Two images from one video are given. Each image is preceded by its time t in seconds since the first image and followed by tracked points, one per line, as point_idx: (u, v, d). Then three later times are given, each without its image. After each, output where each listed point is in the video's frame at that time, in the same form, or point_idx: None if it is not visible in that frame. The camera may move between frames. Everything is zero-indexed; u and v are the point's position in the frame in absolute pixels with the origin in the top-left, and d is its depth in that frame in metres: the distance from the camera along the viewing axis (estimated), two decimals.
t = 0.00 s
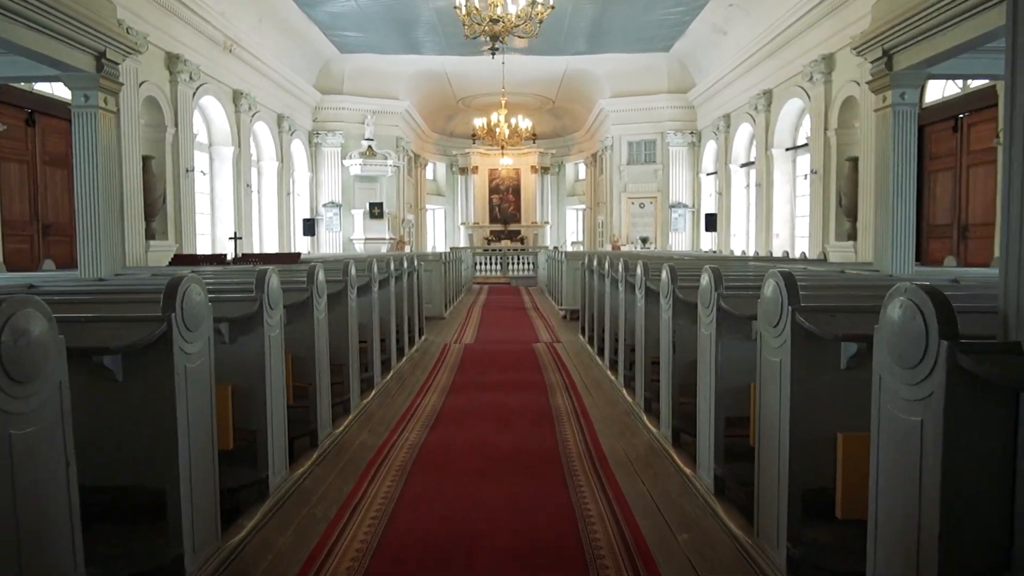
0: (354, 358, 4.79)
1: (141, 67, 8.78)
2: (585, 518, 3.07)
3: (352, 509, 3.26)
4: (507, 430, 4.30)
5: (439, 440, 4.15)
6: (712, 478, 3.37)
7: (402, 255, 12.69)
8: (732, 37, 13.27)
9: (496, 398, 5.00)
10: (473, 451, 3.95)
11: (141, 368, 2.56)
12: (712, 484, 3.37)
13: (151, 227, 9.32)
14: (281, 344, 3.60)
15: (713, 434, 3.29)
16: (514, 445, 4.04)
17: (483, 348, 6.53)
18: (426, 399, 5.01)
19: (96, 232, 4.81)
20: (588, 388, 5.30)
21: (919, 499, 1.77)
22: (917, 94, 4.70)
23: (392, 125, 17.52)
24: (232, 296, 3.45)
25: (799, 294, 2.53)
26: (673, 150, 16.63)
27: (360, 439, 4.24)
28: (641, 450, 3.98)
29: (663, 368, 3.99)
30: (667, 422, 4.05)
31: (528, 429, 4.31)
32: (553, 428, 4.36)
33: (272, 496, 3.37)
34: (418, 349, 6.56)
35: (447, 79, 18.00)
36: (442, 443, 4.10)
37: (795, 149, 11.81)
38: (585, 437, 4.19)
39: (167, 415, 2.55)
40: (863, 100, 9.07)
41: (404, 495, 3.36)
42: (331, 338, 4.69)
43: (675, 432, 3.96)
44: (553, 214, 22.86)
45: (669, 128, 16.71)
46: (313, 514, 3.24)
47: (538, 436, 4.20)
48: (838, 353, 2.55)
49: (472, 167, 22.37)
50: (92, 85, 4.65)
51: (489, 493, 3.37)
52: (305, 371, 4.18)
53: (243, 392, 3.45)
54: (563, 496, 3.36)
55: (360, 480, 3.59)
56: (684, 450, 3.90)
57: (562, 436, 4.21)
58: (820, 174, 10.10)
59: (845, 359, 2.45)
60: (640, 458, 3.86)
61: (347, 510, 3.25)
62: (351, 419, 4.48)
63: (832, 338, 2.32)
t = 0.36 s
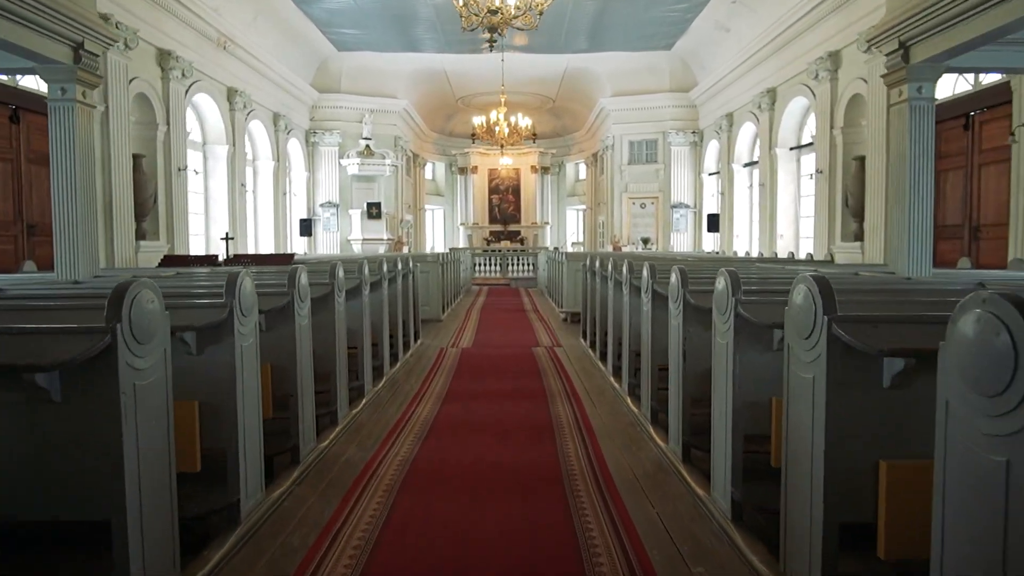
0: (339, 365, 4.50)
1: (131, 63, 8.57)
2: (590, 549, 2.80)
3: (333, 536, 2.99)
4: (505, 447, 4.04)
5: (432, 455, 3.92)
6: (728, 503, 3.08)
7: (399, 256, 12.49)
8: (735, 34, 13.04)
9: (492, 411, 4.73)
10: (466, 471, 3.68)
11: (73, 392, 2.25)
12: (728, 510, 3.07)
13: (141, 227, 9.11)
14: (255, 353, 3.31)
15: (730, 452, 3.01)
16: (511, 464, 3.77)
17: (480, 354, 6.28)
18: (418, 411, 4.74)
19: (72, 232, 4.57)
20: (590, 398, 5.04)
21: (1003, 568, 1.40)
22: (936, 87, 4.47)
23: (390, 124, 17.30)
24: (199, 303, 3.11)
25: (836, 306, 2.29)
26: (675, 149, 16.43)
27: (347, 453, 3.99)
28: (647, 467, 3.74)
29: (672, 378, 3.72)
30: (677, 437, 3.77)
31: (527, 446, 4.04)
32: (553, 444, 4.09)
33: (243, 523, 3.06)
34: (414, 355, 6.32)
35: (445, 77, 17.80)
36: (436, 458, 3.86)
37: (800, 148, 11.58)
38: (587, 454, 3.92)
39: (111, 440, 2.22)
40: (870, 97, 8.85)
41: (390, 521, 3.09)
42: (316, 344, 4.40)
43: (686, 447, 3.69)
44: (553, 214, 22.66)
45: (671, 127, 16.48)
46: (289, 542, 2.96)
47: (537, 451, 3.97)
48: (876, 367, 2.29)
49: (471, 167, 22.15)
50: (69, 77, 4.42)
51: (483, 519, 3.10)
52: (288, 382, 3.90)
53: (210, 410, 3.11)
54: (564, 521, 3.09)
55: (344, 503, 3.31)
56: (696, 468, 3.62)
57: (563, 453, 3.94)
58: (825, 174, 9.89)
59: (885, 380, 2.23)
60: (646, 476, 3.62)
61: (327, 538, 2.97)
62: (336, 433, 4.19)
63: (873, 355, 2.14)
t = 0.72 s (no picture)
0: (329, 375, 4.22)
1: (121, 60, 8.39)
2: None
3: (315, 569, 2.70)
4: (504, 465, 3.75)
5: (427, 470, 3.67)
6: (752, 535, 2.74)
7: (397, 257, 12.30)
8: (739, 32, 12.84)
9: (491, 424, 4.45)
10: (461, 492, 3.39)
11: (3, 414, 1.95)
12: (752, 542, 2.74)
13: (133, 228, 8.93)
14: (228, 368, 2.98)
15: (752, 475, 2.74)
16: (511, 484, 3.49)
17: (479, 361, 6.02)
18: (412, 425, 4.45)
19: (49, 233, 4.35)
20: (595, 409, 4.77)
21: None
22: (956, 82, 4.27)
23: (388, 123, 17.07)
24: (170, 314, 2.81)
25: (890, 321, 1.92)
26: (677, 149, 16.22)
27: (336, 469, 3.71)
28: (658, 485, 3.48)
29: (685, 391, 3.44)
30: (690, 455, 3.46)
31: (528, 465, 3.75)
32: (556, 461, 3.81)
33: (214, 558, 2.75)
34: (410, 362, 6.07)
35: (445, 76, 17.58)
36: (431, 474, 3.61)
37: (805, 147, 11.36)
38: (593, 473, 3.64)
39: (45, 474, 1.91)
40: (877, 96, 8.64)
41: (377, 551, 2.80)
42: (301, 353, 4.13)
43: (699, 467, 3.37)
44: (554, 214, 22.45)
45: (672, 126, 16.27)
46: None
47: (539, 466, 3.73)
48: (937, 391, 1.95)
49: (471, 167, 21.94)
50: (46, 70, 4.23)
51: (479, 548, 2.82)
52: (267, 396, 3.61)
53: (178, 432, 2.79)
54: (569, 548, 2.81)
55: (328, 530, 3.02)
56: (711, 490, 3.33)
57: (567, 471, 3.66)
58: (831, 173, 9.68)
59: (947, 410, 1.91)
60: (657, 496, 3.35)
61: (308, 571, 2.68)
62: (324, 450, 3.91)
63: (934, 379, 1.81)
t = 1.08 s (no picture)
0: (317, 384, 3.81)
1: (111, 56, 8.20)
2: None
3: None
4: (502, 481, 3.43)
5: (420, 489, 3.30)
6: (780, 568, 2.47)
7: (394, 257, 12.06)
8: (743, 29, 12.62)
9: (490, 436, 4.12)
10: (455, 512, 3.06)
11: None
12: None
13: (124, 228, 8.74)
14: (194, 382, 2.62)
15: (779, 499, 2.48)
16: (510, 504, 3.17)
17: (478, 368, 5.73)
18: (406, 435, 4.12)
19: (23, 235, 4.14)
20: (599, 421, 4.46)
21: None
22: (979, 74, 4.06)
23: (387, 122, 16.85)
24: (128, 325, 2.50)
25: (959, 329, 1.60)
26: (680, 148, 16.00)
27: (323, 484, 3.34)
28: (672, 512, 3.15)
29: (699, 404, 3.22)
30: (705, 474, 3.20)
31: (528, 482, 3.43)
32: (559, 479, 3.49)
33: None
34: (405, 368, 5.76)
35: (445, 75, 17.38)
36: (424, 495, 3.24)
37: (811, 146, 11.12)
38: (599, 493, 3.33)
39: None
40: (886, 93, 8.42)
41: None
42: (281, 361, 3.53)
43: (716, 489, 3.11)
44: (554, 215, 22.23)
45: (675, 126, 16.06)
46: None
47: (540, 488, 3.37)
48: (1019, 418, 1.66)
49: (471, 167, 21.71)
50: (20, 62, 4.03)
51: None
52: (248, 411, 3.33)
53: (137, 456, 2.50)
54: None
55: (309, 556, 2.68)
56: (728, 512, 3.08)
57: (570, 491, 3.35)
58: (839, 172, 9.46)
59: None
60: (671, 524, 3.03)
61: None
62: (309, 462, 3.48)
63: None
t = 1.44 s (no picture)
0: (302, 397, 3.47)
1: (102, 53, 8.01)
2: None
3: None
4: (501, 499, 3.12)
5: (410, 513, 2.97)
6: None
7: (393, 258, 11.86)
8: (749, 26, 12.40)
9: (488, 447, 3.81)
10: (448, 536, 2.75)
11: None
12: None
13: (116, 229, 8.54)
14: (150, 409, 2.25)
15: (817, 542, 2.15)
16: (508, 526, 2.85)
17: (478, 375, 5.45)
18: (398, 446, 3.81)
19: None
20: (604, 432, 4.15)
21: None
22: (1007, 66, 3.85)
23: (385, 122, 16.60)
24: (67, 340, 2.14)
25: None
26: (684, 148, 15.76)
27: (305, 509, 3.05)
28: (687, 540, 2.82)
29: (720, 422, 2.89)
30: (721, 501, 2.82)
31: (529, 499, 3.12)
32: (562, 496, 3.18)
33: None
34: (401, 376, 5.45)
35: (445, 73, 17.17)
36: (414, 519, 2.91)
37: (818, 145, 10.88)
38: (606, 514, 3.01)
39: None
40: (896, 90, 8.18)
41: None
42: (260, 373, 3.25)
43: (737, 520, 2.69)
44: (556, 215, 22.02)
45: (679, 125, 15.83)
46: None
47: (541, 509, 3.03)
48: None
49: (472, 167, 21.49)
50: None
51: None
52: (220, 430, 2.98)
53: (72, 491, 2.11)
54: None
55: None
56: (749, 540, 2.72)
57: (575, 511, 3.03)
58: (847, 172, 9.24)
59: None
60: (687, 554, 2.71)
61: None
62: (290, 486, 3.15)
63: None
